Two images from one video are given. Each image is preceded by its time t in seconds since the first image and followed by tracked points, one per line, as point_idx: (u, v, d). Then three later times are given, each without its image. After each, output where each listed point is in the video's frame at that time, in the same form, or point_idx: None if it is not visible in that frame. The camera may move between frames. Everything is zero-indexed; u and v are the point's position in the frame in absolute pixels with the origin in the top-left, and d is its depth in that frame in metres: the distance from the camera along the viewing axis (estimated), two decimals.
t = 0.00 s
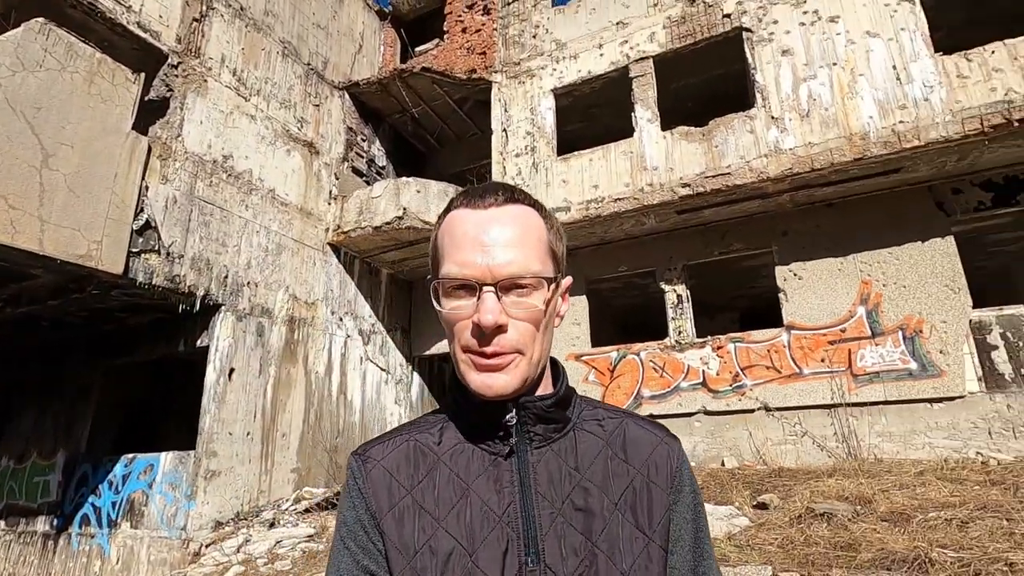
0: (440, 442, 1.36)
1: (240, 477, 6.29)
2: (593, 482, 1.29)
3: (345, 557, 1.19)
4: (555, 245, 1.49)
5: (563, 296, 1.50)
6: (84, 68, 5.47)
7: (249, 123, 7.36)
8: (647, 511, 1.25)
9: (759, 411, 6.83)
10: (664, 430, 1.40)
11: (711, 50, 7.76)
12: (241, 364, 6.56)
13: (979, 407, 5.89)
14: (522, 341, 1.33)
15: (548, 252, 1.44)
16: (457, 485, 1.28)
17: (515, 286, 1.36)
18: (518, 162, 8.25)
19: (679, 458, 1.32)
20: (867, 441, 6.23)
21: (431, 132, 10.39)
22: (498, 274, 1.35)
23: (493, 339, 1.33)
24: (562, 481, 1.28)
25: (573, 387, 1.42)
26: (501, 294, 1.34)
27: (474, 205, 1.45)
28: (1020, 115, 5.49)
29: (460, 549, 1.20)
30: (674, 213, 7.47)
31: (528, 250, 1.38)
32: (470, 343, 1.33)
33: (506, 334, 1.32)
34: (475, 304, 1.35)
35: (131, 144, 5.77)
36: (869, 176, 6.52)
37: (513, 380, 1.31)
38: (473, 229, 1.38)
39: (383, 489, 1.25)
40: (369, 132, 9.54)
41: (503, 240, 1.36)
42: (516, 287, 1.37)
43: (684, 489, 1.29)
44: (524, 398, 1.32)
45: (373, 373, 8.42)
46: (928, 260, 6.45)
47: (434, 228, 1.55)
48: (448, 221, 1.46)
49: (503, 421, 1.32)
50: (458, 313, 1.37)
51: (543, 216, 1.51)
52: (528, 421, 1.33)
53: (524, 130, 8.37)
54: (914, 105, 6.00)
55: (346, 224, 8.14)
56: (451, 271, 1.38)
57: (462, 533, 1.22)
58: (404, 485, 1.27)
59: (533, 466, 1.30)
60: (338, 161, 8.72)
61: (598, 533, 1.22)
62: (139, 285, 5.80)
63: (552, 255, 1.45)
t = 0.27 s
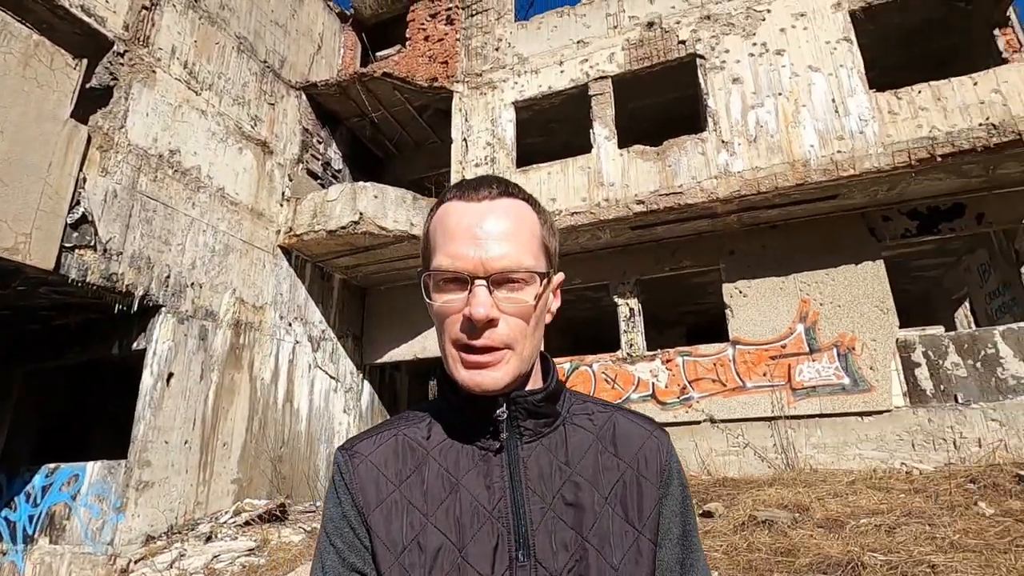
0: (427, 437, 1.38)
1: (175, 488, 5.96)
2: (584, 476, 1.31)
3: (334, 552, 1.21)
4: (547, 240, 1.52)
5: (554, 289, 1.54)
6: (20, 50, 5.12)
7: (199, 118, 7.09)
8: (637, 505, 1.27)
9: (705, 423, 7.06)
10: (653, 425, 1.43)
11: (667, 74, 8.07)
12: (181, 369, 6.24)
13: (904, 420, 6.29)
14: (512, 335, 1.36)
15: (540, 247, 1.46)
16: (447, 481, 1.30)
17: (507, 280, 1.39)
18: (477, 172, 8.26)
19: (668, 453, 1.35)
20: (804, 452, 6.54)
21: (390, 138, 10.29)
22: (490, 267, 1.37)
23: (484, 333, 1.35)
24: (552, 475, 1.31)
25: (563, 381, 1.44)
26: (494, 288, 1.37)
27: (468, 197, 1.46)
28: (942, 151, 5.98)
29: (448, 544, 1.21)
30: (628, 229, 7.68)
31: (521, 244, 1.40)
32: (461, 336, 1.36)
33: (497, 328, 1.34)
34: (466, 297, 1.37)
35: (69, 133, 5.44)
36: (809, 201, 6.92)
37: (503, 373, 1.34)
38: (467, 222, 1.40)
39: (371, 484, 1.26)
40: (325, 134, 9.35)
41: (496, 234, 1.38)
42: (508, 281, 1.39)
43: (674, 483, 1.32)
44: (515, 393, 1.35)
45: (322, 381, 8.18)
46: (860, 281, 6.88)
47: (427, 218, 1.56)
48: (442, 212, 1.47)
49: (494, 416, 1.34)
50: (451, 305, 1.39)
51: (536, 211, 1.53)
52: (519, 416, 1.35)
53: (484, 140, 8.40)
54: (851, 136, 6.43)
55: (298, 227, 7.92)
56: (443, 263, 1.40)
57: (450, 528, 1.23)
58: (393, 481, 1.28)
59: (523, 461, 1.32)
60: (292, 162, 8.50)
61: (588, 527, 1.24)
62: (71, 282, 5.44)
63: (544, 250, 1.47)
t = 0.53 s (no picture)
0: (417, 440, 1.41)
1: (114, 500, 5.64)
2: (576, 476, 1.34)
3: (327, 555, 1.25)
4: (534, 238, 1.56)
5: (541, 287, 1.58)
6: None
7: (152, 112, 6.81)
8: (629, 505, 1.30)
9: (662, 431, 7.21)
10: (643, 426, 1.48)
11: (630, 90, 8.28)
12: (125, 374, 5.94)
13: (847, 429, 6.59)
14: (501, 332, 1.40)
15: (528, 246, 1.51)
16: (438, 484, 1.33)
17: (495, 278, 1.43)
18: (442, 179, 8.21)
19: (658, 453, 1.39)
20: (755, 460, 6.76)
21: (353, 141, 10.15)
22: (479, 266, 1.41)
23: (473, 331, 1.39)
24: (543, 477, 1.35)
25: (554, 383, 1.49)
26: (483, 286, 1.41)
27: (458, 195, 1.50)
28: (885, 175, 6.36)
29: (440, 547, 1.24)
30: (590, 239, 7.77)
31: (509, 242, 1.44)
32: (451, 334, 1.40)
33: (486, 326, 1.39)
34: (456, 296, 1.41)
35: (8, 121, 5.19)
36: (763, 218, 7.20)
37: (492, 369, 1.38)
38: (456, 221, 1.44)
39: (363, 488, 1.30)
40: (286, 135, 9.15)
41: (486, 233, 1.42)
42: (497, 280, 1.43)
43: (665, 482, 1.36)
44: (505, 394, 1.39)
45: (276, 388, 7.92)
46: (809, 296, 7.19)
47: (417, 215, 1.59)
48: (432, 211, 1.50)
49: (486, 419, 1.39)
50: (440, 303, 1.43)
51: (525, 210, 1.57)
52: (510, 418, 1.39)
53: (449, 147, 8.38)
54: (802, 158, 6.75)
55: (255, 228, 7.69)
56: (433, 261, 1.44)
57: (441, 531, 1.27)
58: (384, 484, 1.32)
59: (514, 463, 1.35)
60: (250, 162, 8.26)
61: (580, 527, 1.28)
62: (6, 280, 5.10)
63: (531, 249, 1.52)
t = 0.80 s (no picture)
0: (412, 441, 1.42)
1: (56, 509, 5.33)
2: (572, 478, 1.35)
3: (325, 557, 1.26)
4: (530, 239, 1.58)
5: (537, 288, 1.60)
6: None
7: (109, 104, 6.54)
8: (625, 507, 1.31)
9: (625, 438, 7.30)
10: (639, 427, 1.49)
11: (600, 102, 8.42)
12: (71, 376, 5.64)
13: (803, 437, 6.83)
14: (498, 331, 1.41)
15: (524, 245, 1.53)
16: (434, 485, 1.34)
17: (493, 277, 1.45)
18: (411, 182, 8.15)
19: (654, 455, 1.41)
20: (715, 467, 6.92)
21: (321, 142, 9.99)
22: (476, 265, 1.43)
23: (470, 330, 1.40)
24: (539, 478, 1.35)
25: (550, 384, 1.50)
26: (480, 284, 1.43)
27: (454, 195, 1.53)
28: (840, 193, 6.65)
29: (436, 549, 1.25)
30: (559, 248, 7.83)
31: (507, 241, 1.47)
32: (448, 333, 1.41)
33: (484, 324, 1.40)
34: (453, 295, 1.42)
35: None
36: (725, 231, 7.42)
37: (490, 368, 1.39)
38: (453, 221, 1.46)
39: (359, 490, 1.31)
40: (251, 132, 8.92)
41: (482, 231, 1.44)
42: (494, 278, 1.45)
43: (661, 484, 1.37)
44: (502, 395, 1.40)
45: (234, 392, 7.67)
46: (768, 308, 7.43)
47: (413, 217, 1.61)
48: (429, 211, 1.52)
49: (483, 420, 1.39)
50: (438, 301, 1.44)
51: (521, 211, 1.59)
52: (506, 418, 1.40)
53: (420, 151, 8.33)
54: (764, 174, 6.99)
55: (216, 227, 7.46)
56: (430, 260, 1.45)
57: (436, 533, 1.27)
58: (380, 486, 1.33)
59: (511, 464, 1.36)
60: (213, 159, 8.02)
61: (578, 529, 1.28)
62: None
63: (527, 249, 1.54)
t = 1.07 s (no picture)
0: (411, 441, 1.47)
1: None
2: (571, 476, 1.40)
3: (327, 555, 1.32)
4: (527, 238, 1.63)
5: (534, 286, 1.65)
6: None
7: (70, 92, 6.29)
8: (623, 505, 1.36)
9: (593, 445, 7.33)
10: (637, 425, 1.54)
11: (575, 112, 8.53)
12: (19, 375, 5.37)
13: (765, 446, 7.01)
14: (496, 329, 1.46)
15: (520, 245, 1.58)
16: (434, 484, 1.38)
17: (490, 277, 1.49)
18: (384, 185, 8.07)
19: (651, 453, 1.45)
20: (680, 475, 7.04)
21: (292, 140, 9.82)
22: (473, 264, 1.47)
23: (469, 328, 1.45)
24: (539, 476, 1.40)
25: (548, 383, 1.54)
26: (478, 283, 1.47)
27: (452, 195, 1.57)
28: (803, 210, 6.90)
29: (434, 548, 1.30)
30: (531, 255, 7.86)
31: (504, 241, 1.51)
32: (447, 332, 1.46)
33: (482, 323, 1.45)
34: (451, 294, 1.47)
35: None
36: (694, 243, 7.59)
37: (489, 365, 1.43)
38: (450, 221, 1.50)
39: (359, 491, 1.37)
40: (220, 128, 8.71)
41: (479, 231, 1.49)
42: (491, 277, 1.49)
43: (657, 482, 1.42)
44: (501, 394, 1.44)
45: (194, 395, 7.42)
46: (733, 319, 7.63)
47: (410, 217, 1.66)
48: (427, 212, 1.57)
49: (482, 420, 1.43)
50: (436, 301, 1.48)
51: (517, 210, 1.64)
52: (505, 418, 1.44)
53: (394, 154, 8.26)
54: (732, 189, 7.19)
55: (180, 224, 7.23)
56: (428, 260, 1.49)
57: (435, 532, 1.32)
58: (380, 487, 1.38)
59: (511, 462, 1.41)
60: (179, 153, 7.79)
61: (576, 527, 1.33)
62: None
63: (523, 248, 1.59)
